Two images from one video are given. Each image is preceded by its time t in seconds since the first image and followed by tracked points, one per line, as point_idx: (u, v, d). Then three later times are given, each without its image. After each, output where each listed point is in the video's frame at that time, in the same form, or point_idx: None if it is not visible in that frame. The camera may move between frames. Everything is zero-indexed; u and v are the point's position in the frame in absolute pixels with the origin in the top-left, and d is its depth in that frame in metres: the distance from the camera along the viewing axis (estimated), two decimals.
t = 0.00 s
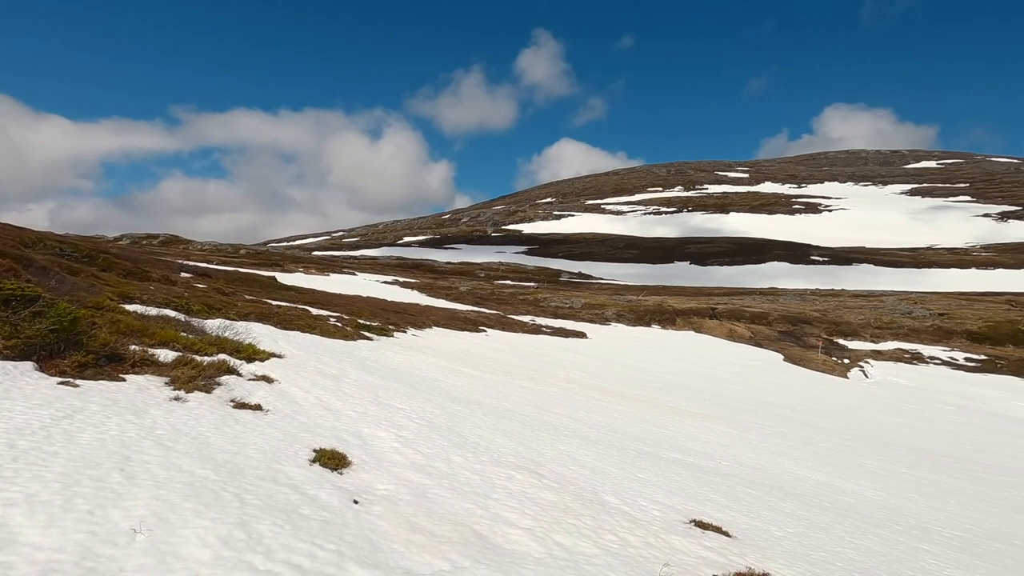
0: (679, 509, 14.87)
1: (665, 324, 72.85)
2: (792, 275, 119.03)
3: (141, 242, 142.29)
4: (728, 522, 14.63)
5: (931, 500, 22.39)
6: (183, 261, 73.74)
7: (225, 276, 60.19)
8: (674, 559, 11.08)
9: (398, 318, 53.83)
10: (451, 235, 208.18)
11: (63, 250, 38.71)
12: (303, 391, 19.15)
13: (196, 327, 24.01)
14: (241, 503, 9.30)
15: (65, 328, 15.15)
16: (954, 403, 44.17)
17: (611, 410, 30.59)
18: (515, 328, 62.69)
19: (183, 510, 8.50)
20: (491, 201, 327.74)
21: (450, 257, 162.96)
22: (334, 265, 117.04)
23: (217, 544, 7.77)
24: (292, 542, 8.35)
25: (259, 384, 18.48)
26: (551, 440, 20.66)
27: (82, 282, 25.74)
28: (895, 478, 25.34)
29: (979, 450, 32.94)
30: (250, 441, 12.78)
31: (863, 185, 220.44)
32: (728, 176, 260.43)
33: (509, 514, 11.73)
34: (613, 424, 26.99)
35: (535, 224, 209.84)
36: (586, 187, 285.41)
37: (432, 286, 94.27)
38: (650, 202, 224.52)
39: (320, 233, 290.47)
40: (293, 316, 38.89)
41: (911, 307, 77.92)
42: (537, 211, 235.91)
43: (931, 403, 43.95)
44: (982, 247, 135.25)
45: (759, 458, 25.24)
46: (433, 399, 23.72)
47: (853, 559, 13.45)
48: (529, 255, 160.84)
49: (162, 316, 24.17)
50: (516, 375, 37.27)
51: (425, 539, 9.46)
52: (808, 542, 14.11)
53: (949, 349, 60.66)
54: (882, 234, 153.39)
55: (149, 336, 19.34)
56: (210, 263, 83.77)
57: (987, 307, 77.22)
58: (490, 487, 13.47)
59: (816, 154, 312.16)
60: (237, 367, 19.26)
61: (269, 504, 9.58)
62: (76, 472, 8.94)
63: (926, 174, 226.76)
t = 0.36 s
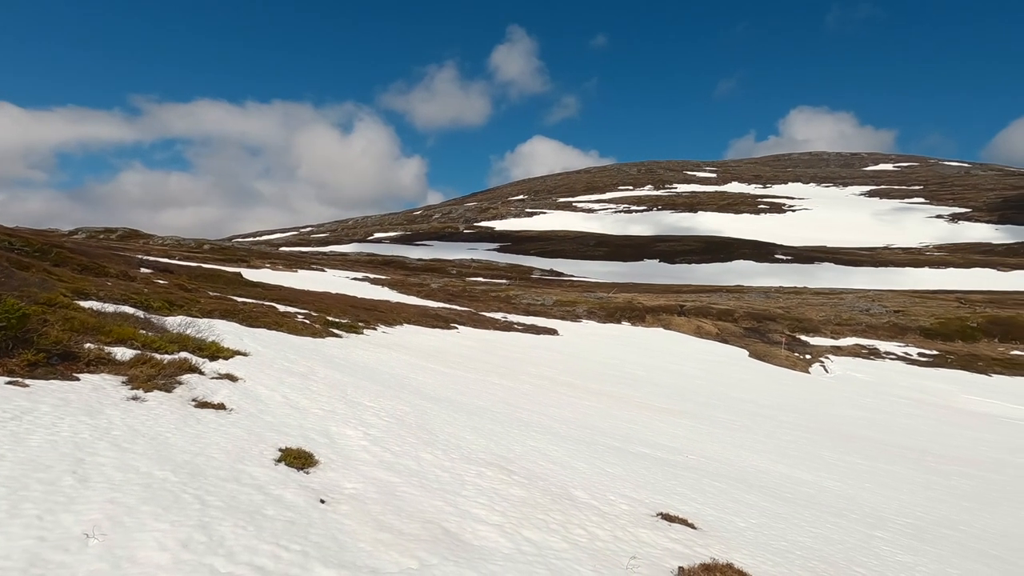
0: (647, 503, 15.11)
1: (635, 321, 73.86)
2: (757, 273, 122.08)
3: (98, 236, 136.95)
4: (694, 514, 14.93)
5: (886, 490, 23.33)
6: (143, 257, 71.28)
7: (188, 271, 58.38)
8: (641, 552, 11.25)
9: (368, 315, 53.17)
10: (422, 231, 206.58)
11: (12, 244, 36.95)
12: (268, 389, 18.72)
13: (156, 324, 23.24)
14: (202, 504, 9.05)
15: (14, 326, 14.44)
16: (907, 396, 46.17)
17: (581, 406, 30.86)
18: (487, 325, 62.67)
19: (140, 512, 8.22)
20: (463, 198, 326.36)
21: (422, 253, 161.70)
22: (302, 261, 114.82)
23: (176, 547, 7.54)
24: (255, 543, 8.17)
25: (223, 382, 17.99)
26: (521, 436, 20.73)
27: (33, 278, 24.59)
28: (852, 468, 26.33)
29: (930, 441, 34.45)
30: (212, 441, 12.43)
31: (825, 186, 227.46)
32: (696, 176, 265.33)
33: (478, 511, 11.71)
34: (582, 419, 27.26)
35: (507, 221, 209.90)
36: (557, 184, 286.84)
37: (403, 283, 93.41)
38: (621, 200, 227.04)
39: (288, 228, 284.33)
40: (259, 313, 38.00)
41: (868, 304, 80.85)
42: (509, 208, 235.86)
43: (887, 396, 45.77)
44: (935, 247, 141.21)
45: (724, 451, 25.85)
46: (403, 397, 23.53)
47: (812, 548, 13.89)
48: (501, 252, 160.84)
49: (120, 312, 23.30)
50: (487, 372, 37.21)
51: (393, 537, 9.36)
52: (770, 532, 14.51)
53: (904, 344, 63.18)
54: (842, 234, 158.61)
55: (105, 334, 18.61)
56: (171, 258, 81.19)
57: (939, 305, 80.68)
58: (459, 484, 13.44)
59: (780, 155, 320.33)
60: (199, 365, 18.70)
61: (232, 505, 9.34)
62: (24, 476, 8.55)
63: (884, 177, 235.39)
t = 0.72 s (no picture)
0: (613, 497, 15.32)
1: (605, 318, 74.71)
2: (723, 272, 124.83)
3: (49, 231, 130.91)
4: (659, 507, 15.20)
5: (842, 481, 24.20)
6: (98, 252, 68.53)
7: (146, 267, 56.39)
8: (607, 546, 11.40)
9: (336, 313, 52.34)
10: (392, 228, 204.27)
11: None
12: (230, 389, 18.24)
13: (111, 321, 22.37)
14: (158, 507, 8.77)
15: None
16: (863, 391, 48.02)
17: (551, 402, 31.07)
18: (457, 323, 62.41)
19: (91, 517, 7.91)
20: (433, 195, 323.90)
21: (392, 250, 159.94)
22: (268, 257, 112.20)
23: (130, 552, 7.29)
24: (214, 546, 7.96)
25: (183, 382, 17.45)
26: (490, 433, 20.76)
27: None
28: (811, 460, 27.25)
29: (884, 433, 35.87)
30: (170, 442, 12.05)
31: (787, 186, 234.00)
32: (665, 176, 269.63)
33: (445, 508, 11.69)
34: (552, 416, 27.45)
35: (478, 218, 209.36)
36: (529, 182, 287.46)
37: (372, 280, 92.20)
38: (591, 199, 229.06)
39: (253, 224, 277.37)
40: (222, 310, 36.97)
41: (828, 302, 83.64)
42: (480, 205, 235.36)
43: (845, 391, 47.44)
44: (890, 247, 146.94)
45: (689, 446, 26.40)
46: (371, 395, 23.27)
47: (772, 538, 14.30)
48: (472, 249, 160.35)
49: (72, 310, 22.34)
50: (457, 369, 37.08)
51: (357, 537, 9.26)
52: (731, 524, 14.88)
53: (860, 340, 65.63)
54: (803, 234, 163.55)
55: (56, 332, 17.85)
56: (129, 254, 78.24)
57: (894, 303, 83.96)
58: (427, 482, 13.36)
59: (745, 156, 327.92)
60: (157, 364, 18.11)
61: (190, 507, 9.07)
62: None
63: (843, 179, 243.64)
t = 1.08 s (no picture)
0: (580, 491, 15.51)
1: (574, 315, 75.33)
2: (690, 269, 127.24)
3: None
4: (625, 501, 15.44)
5: (802, 472, 25.00)
6: (49, 246, 65.55)
7: (102, 262, 54.22)
8: (573, 539, 11.55)
9: (303, 310, 51.34)
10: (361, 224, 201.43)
11: None
12: (190, 388, 17.73)
13: (63, 319, 21.46)
14: (111, 511, 8.48)
15: None
16: (821, 385, 49.71)
17: (519, 399, 31.19)
18: (427, 320, 61.98)
19: (39, 522, 7.61)
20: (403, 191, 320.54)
21: (361, 246, 157.72)
22: (231, 253, 109.17)
23: (80, 558, 7.04)
24: (171, 549, 7.76)
25: (140, 381, 16.88)
26: (459, 430, 20.72)
27: None
28: (772, 453, 28.07)
29: (841, 426, 37.22)
30: (126, 443, 11.66)
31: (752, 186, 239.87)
32: (634, 175, 273.05)
33: (412, 506, 11.64)
34: (521, 412, 27.58)
35: (448, 215, 208.16)
36: (500, 179, 287.23)
37: (341, 277, 90.74)
38: (562, 196, 230.39)
39: (217, 219, 269.60)
40: (183, 307, 35.87)
41: (789, 299, 86.15)
42: (451, 202, 234.07)
43: (805, 385, 49.02)
44: (848, 246, 152.29)
45: (656, 440, 26.87)
46: (338, 393, 22.92)
47: (732, 528, 14.72)
48: (442, 246, 159.39)
49: (19, 307, 21.36)
50: (426, 366, 36.83)
51: (322, 536, 9.14)
52: (695, 516, 15.24)
53: (820, 336, 67.88)
54: (767, 233, 168.02)
55: (3, 330, 17.04)
56: (82, 248, 75.06)
57: (851, 300, 87.11)
58: (395, 479, 13.28)
59: (712, 155, 334.53)
60: (113, 363, 17.45)
61: (146, 510, 8.81)
62: None
63: (804, 180, 251.06)
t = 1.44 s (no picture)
0: (547, 487, 15.66)
1: (544, 312, 75.75)
2: (658, 267, 129.36)
3: None
4: (591, 495, 15.67)
5: (762, 464, 25.80)
6: None
7: (52, 258, 51.81)
8: (538, 534, 11.66)
9: (267, 307, 50.16)
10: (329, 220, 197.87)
11: None
12: (147, 388, 17.14)
13: (9, 316, 20.46)
14: (60, 515, 8.16)
15: None
16: (782, 380, 51.28)
17: (488, 396, 31.22)
18: (396, 317, 61.37)
19: None
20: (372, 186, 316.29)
21: (328, 243, 154.97)
22: (192, 249, 105.79)
23: (26, 565, 6.78)
24: (123, 554, 7.52)
25: (93, 381, 16.23)
26: (427, 427, 20.62)
27: None
28: (734, 446, 28.88)
29: (800, 419, 38.51)
30: (76, 445, 11.21)
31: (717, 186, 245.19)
32: (604, 173, 275.85)
33: (377, 504, 11.56)
34: (490, 409, 27.61)
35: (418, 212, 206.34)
36: (470, 176, 286.13)
37: (307, 273, 89.04)
38: (532, 194, 231.01)
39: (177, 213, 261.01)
40: (140, 304, 34.62)
41: (752, 296, 88.51)
42: (421, 198, 232.09)
43: (767, 380, 50.49)
44: (808, 245, 157.26)
45: (622, 435, 27.30)
46: (303, 391, 22.52)
47: (694, 519, 15.10)
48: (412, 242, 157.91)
49: None
50: (395, 364, 36.48)
51: (284, 537, 9.00)
52: (658, 508, 15.55)
53: (781, 332, 70.01)
54: (731, 232, 172.10)
55: None
56: (31, 243, 71.55)
57: (810, 297, 90.02)
58: (360, 478, 13.15)
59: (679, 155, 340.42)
60: (64, 363, 16.75)
61: (97, 514, 8.51)
62: None
63: (767, 181, 257.95)
